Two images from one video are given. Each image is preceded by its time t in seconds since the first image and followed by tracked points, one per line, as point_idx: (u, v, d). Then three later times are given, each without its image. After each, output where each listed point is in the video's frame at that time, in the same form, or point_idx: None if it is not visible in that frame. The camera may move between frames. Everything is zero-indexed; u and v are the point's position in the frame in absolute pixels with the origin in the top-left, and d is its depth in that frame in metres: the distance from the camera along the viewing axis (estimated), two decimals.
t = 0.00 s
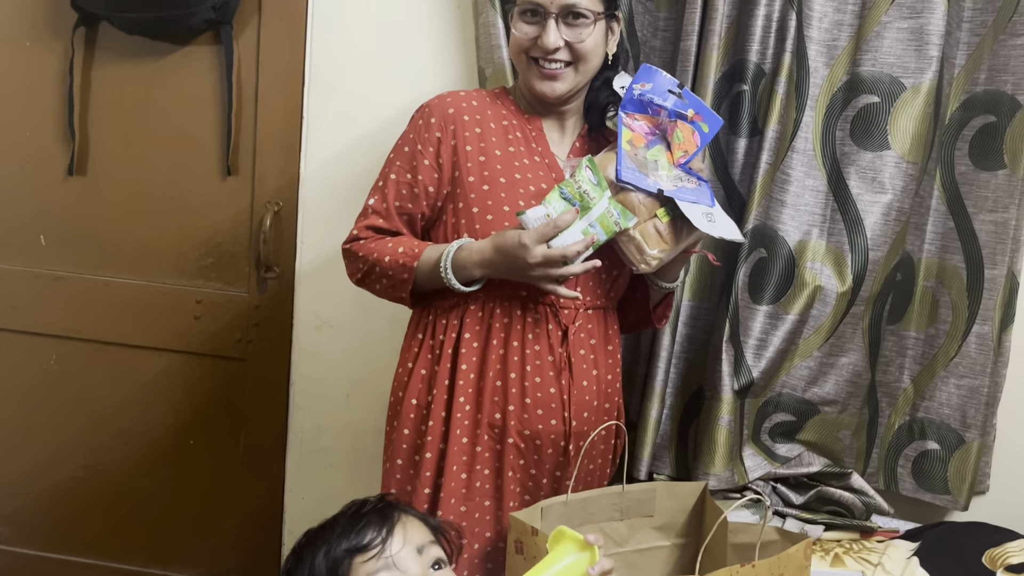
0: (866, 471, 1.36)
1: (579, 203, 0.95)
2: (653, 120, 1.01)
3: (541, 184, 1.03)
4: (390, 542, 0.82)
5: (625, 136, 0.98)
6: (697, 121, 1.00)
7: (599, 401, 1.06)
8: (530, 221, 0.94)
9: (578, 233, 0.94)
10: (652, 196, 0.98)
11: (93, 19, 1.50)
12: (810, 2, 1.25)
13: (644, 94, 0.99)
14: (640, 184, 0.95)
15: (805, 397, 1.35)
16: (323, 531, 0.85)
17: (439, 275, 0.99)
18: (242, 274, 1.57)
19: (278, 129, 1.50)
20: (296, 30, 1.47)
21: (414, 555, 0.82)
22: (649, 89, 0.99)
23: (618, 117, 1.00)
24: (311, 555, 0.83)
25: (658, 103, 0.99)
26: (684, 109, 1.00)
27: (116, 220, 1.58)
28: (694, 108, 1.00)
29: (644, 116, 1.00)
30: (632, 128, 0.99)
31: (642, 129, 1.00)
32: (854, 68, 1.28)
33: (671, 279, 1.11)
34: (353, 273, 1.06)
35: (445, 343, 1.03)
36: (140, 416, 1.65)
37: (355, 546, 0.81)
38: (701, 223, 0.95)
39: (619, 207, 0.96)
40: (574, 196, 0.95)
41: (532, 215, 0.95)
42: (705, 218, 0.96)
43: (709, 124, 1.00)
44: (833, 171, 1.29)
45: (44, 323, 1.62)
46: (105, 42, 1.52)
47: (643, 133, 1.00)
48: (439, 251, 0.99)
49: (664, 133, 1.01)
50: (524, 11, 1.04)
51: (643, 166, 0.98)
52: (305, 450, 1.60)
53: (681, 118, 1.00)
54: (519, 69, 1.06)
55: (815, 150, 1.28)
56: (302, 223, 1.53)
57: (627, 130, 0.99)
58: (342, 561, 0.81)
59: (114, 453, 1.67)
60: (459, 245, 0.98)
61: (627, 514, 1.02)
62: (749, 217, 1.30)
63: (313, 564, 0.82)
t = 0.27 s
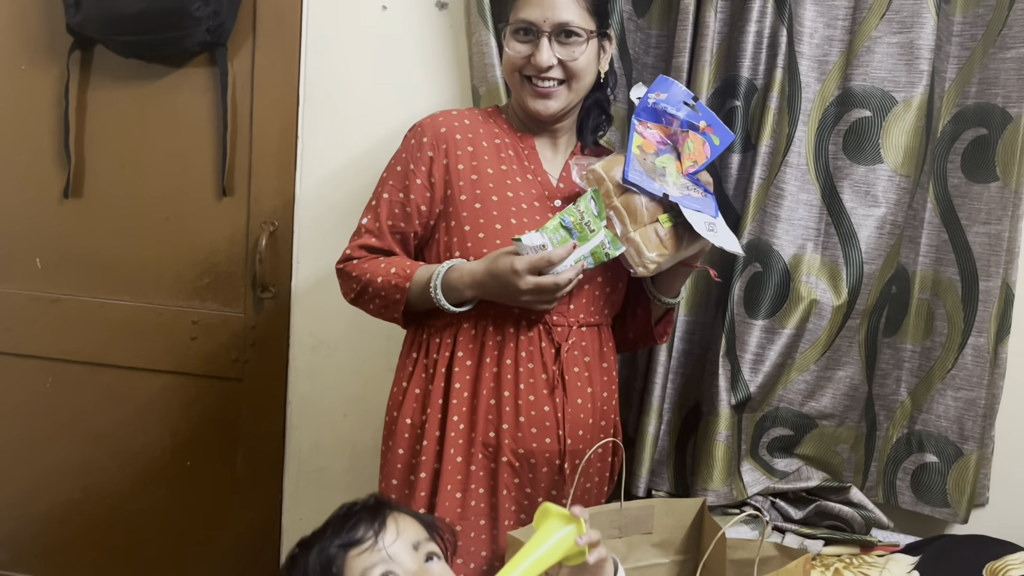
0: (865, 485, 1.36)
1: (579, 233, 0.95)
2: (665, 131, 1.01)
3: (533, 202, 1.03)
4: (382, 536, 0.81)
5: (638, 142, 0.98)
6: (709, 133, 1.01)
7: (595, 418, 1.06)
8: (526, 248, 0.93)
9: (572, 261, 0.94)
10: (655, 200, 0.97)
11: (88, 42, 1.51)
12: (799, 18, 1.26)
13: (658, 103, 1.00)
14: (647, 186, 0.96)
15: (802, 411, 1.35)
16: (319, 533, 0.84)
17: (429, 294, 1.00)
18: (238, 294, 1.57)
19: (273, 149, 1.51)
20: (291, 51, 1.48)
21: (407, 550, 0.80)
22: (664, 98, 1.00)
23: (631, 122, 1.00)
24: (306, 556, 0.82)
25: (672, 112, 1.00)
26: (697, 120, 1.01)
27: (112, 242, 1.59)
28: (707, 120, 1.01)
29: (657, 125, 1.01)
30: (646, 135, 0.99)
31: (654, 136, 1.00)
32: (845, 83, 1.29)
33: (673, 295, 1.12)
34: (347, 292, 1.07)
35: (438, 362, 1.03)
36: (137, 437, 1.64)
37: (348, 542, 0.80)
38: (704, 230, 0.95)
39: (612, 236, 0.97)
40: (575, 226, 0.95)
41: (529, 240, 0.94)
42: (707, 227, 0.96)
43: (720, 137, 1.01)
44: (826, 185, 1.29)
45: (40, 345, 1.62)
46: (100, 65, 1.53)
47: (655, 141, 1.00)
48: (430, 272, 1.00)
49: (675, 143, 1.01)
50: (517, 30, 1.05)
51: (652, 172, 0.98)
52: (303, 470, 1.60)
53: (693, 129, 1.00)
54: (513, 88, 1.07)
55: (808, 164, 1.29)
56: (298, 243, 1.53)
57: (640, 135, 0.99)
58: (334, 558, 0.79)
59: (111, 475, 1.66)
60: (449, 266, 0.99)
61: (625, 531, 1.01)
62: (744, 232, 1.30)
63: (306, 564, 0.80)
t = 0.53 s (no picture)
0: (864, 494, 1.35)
1: (579, 257, 0.96)
2: (667, 144, 1.01)
3: (526, 217, 1.03)
4: (390, 540, 0.82)
5: (638, 156, 0.98)
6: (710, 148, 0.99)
7: (592, 433, 1.05)
8: (525, 270, 0.94)
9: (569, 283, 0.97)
10: (656, 215, 0.97)
11: (81, 58, 1.51)
12: (792, 26, 1.26)
13: (660, 116, 1.00)
14: (648, 203, 0.96)
15: (800, 420, 1.34)
16: (322, 543, 0.85)
17: (423, 310, 1.00)
18: (234, 309, 1.57)
19: (267, 162, 1.51)
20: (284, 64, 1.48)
21: (414, 554, 0.81)
22: (667, 112, 1.00)
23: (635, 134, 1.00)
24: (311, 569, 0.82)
25: (674, 126, 1.00)
26: (699, 134, 1.00)
27: (107, 258, 1.58)
28: (709, 134, 0.99)
29: (659, 139, 1.01)
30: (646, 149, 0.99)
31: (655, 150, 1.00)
32: (838, 92, 1.28)
33: (672, 309, 1.12)
34: (341, 310, 1.07)
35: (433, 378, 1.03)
36: (134, 453, 1.64)
37: (356, 546, 0.81)
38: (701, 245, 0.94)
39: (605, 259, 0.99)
40: (576, 252, 0.96)
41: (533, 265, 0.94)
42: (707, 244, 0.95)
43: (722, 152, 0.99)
44: (821, 193, 1.29)
45: (36, 360, 1.61)
46: (94, 80, 1.53)
47: (656, 155, 1.00)
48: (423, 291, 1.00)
49: (677, 157, 1.01)
50: (511, 43, 1.05)
51: (654, 187, 0.98)
52: (300, 484, 1.59)
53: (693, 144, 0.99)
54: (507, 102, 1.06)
55: (802, 173, 1.28)
56: (293, 256, 1.52)
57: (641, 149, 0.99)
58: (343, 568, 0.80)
59: (108, 491, 1.65)
60: (443, 282, 0.99)
61: (623, 545, 1.01)
62: (739, 241, 1.30)
63: None
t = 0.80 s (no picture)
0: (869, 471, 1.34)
1: (587, 241, 0.96)
2: (685, 119, 0.99)
3: (530, 194, 1.02)
4: (425, 547, 0.81)
5: (654, 126, 0.97)
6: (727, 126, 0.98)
7: (596, 409, 1.04)
8: (533, 250, 0.94)
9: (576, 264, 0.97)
10: (662, 189, 0.96)
11: (79, 34, 1.49)
12: None
13: (681, 89, 0.98)
14: (655, 175, 0.95)
15: (806, 397, 1.33)
16: (349, 531, 0.83)
17: (426, 287, 0.99)
18: (237, 287, 1.56)
19: (268, 139, 1.49)
20: (284, 39, 1.46)
21: (449, 563, 0.81)
22: (687, 85, 0.98)
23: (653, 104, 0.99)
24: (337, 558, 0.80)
25: (693, 100, 0.98)
26: (717, 111, 0.98)
27: (108, 236, 1.57)
28: (727, 112, 0.98)
29: (678, 112, 0.98)
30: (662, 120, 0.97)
31: (672, 122, 0.98)
32: (846, 64, 1.26)
33: (677, 287, 1.11)
34: (344, 287, 1.06)
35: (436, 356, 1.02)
36: (138, 431, 1.64)
37: (390, 553, 0.79)
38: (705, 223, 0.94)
39: (612, 241, 0.99)
40: (585, 235, 0.96)
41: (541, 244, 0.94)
42: (711, 222, 0.95)
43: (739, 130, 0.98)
44: (828, 166, 1.28)
45: (39, 339, 1.61)
46: (92, 56, 1.51)
47: (672, 129, 0.98)
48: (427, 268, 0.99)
49: (693, 132, 0.99)
50: (516, 14, 1.02)
51: (665, 160, 0.96)
52: (304, 461, 1.59)
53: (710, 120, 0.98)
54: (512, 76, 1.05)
55: (810, 144, 1.27)
56: (295, 232, 1.52)
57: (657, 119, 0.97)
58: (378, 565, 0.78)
59: (113, 469, 1.66)
60: (447, 259, 0.98)
61: (626, 522, 1.01)
62: (745, 216, 1.28)
63: (343, 568, 0.78)
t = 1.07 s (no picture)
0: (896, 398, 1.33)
1: (620, 156, 0.94)
2: (733, 27, 0.97)
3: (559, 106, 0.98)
4: (473, 452, 0.78)
5: (699, 30, 0.94)
6: (777, 37, 0.95)
7: (622, 328, 1.03)
8: (563, 164, 0.92)
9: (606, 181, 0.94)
10: (699, 94, 0.94)
11: None
12: None
13: None
14: (692, 79, 0.93)
15: (835, 323, 1.31)
16: (401, 412, 0.81)
17: (451, 203, 0.97)
18: (260, 207, 1.55)
19: (290, 55, 1.46)
20: None
21: (492, 473, 0.78)
22: None
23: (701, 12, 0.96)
24: (383, 435, 0.78)
25: (743, 8, 0.96)
26: (767, 20, 0.96)
27: (131, 154, 1.56)
28: (777, 22, 0.95)
29: (725, 20, 0.96)
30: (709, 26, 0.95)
31: (719, 30, 0.96)
32: None
33: (712, 208, 1.08)
34: (369, 202, 1.04)
35: (460, 272, 1.01)
36: (163, 351, 1.65)
37: (437, 452, 0.77)
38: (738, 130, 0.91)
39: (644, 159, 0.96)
40: (618, 151, 0.93)
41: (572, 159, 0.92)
42: (747, 133, 0.92)
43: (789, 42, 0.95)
44: (868, 85, 1.22)
45: (64, 258, 1.61)
46: None
47: (718, 36, 0.95)
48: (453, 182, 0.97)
49: (740, 42, 0.96)
50: None
51: (705, 66, 0.94)
52: (329, 382, 1.61)
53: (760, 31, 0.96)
54: None
55: (849, 65, 1.21)
56: (318, 152, 1.50)
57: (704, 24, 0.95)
58: (424, 459, 0.76)
59: (140, 387, 1.68)
60: (473, 173, 0.96)
61: (651, 441, 1.00)
62: (780, 137, 1.24)
63: (390, 452, 0.77)
